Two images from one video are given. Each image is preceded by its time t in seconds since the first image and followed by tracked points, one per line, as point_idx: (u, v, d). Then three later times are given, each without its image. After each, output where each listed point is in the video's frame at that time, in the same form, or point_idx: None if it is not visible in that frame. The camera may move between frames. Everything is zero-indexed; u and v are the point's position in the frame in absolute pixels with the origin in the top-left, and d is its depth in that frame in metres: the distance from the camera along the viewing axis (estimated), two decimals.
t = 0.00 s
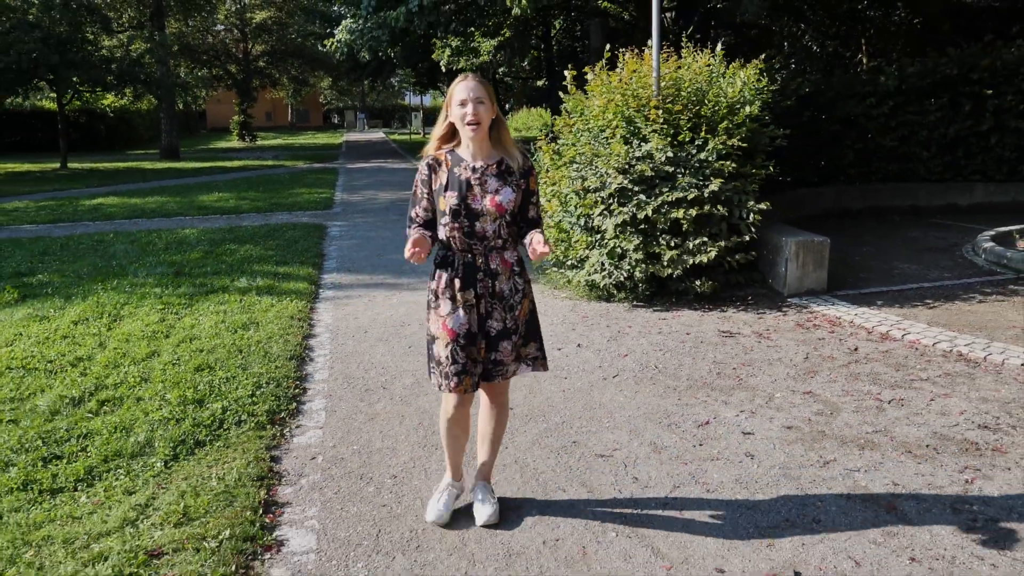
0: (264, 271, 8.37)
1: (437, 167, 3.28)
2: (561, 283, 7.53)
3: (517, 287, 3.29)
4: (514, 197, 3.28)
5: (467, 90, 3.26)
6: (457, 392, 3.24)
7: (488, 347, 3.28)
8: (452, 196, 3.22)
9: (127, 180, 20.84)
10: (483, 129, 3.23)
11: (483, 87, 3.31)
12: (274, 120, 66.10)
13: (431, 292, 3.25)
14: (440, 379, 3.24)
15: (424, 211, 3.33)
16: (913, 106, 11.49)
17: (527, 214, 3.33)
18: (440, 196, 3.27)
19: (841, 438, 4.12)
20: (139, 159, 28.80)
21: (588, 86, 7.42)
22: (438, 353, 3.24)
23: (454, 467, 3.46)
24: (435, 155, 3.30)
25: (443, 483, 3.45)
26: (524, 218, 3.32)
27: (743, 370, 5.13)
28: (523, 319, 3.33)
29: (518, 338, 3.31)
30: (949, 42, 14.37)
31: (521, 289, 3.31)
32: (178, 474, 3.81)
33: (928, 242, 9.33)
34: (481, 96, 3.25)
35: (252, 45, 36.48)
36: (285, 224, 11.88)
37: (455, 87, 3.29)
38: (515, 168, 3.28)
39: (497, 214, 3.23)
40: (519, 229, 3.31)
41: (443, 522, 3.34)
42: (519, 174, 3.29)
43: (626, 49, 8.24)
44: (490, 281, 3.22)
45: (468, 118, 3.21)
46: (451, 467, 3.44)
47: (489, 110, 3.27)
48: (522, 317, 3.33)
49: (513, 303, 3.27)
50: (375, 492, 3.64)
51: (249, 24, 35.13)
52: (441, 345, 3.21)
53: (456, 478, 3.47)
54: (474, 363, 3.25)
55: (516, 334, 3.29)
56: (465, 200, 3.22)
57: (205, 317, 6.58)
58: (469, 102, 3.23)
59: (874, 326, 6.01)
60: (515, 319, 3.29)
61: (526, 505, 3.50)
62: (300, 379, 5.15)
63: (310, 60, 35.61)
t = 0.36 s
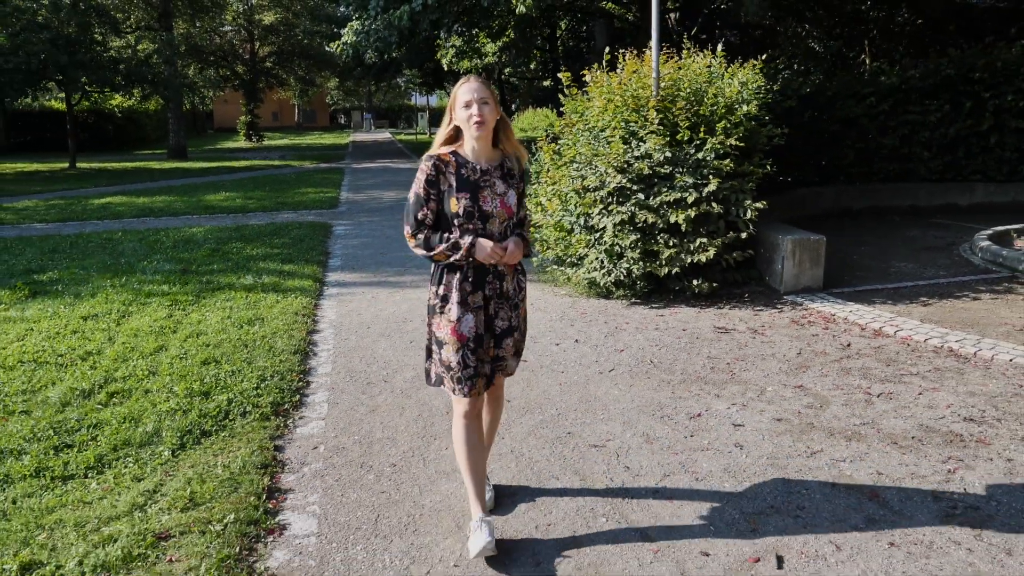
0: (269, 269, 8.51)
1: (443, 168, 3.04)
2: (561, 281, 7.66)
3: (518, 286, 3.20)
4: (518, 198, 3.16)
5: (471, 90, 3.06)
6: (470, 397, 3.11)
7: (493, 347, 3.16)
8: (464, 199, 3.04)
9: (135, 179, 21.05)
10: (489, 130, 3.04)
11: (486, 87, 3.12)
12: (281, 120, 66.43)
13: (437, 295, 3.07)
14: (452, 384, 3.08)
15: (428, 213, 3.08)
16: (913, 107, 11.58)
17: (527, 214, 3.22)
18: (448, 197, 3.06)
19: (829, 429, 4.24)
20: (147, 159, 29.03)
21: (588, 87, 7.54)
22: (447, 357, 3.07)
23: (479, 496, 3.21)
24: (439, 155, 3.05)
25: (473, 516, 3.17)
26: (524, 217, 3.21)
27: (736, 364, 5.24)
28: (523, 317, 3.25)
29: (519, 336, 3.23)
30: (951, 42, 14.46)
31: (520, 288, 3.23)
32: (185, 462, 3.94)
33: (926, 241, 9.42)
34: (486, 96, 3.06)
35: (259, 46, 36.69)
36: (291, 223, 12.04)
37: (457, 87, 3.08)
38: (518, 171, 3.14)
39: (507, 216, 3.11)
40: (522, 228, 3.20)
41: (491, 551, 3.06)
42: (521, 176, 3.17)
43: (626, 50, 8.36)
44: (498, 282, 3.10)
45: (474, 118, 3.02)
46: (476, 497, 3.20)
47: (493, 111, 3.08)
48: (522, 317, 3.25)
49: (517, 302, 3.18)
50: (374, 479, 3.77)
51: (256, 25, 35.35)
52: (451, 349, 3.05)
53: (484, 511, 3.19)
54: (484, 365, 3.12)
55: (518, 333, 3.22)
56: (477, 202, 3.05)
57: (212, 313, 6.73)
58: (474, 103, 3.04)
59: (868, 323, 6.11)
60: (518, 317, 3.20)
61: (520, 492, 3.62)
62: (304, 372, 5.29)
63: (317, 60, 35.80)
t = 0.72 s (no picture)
0: (274, 267, 8.64)
1: (437, 168, 3.09)
2: (561, 278, 7.78)
3: (514, 286, 3.27)
4: (513, 197, 3.24)
5: (457, 87, 3.13)
6: (468, 396, 3.17)
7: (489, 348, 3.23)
8: (460, 200, 3.11)
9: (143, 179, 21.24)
10: (480, 125, 3.10)
11: (473, 83, 3.19)
12: (288, 120, 66.71)
13: (435, 297, 3.12)
14: (450, 384, 3.15)
15: (424, 216, 3.13)
16: (914, 107, 11.66)
17: (521, 213, 3.29)
18: (444, 199, 3.12)
19: (818, 421, 4.34)
20: (155, 159, 29.25)
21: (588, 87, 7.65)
22: (445, 357, 3.13)
23: (479, 491, 3.26)
24: (431, 155, 3.10)
25: (471, 512, 3.24)
26: (518, 216, 3.28)
27: (730, 359, 5.35)
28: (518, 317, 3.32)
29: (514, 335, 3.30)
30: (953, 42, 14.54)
31: (517, 289, 3.30)
32: (191, 451, 4.08)
33: (925, 240, 9.50)
34: (473, 91, 3.13)
35: (266, 47, 36.89)
36: (297, 222, 12.18)
37: (444, 86, 3.15)
38: (511, 168, 3.22)
39: (502, 215, 3.19)
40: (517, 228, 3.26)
41: (485, 551, 3.13)
42: (514, 174, 3.24)
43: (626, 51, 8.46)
44: (495, 283, 3.17)
45: (464, 113, 3.08)
46: (475, 493, 3.26)
47: (483, 106, 3.14)
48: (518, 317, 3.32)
49: (513, 302, 3.25)
50: (374, 467, 3.89)
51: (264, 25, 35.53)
52: (449, 350, 3.11)
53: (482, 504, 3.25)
54: (480, 365, 3.19)
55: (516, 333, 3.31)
56: (473, 203, 3.13)
57: (218, 309, 6.86)
58: (462, 99, 3.10)
59: (862, 319, 6.21)
60: (513, 317, 3.28)
61: (515, 481, 3.74)
62: (307, 366, 5.41)
63: (323, 60, 35.97)
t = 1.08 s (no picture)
0: (281, 264, 8.77)
1: (425, 172, 3.22)
2: (564, 276, 7.89)
3: (515, 287, 3.28)
4: (507, 195, 3.24)
5: (443, 87, 3.20)
6: (462, 394, 3.24)
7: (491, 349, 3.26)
8: (446, 201, 3.19)
9: (153, 178, 21.46)
10: (466, 125, 3.17)
11: (459, 81, 3.24)
12: (296, 121, 66.94)
13: (431, 298, 3.21)
14: (445, 383, 3.22)
15: (414, 219, 3.26)
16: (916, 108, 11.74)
17: (519, 212, 3.30)
18: (432, 201, 3.22)
19: (811, 414, 4.44)
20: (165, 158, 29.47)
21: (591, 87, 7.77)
22: (442, 357, 3.21)
23: (478, 477, 3.39)
24: (420, 159, 3.22)
25: (471, 497, 3.37)
26: (516, 215, 3.29)
27: (727, 354, 5.45)
28: (524, 320, 3.31)
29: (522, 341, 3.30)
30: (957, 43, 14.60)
31: (520, 291, 3.30)
32: (200, 440, 4.21)
33: (925, 239, 9.57)
34: (458, 91, 3.19)
35: (275, 47, 37.06)
36: (305, 221, 12.30)
37: (430, 87, 3.23)
38: (504, 164, 3.23)
39: (493, 215, 3.21)
40: (514, 227, 3.27)
41: (482, 536, 3.25)
42: (508, 171, 3.24)
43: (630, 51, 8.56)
44: (490, 284, 3.20)
45: (449, 115, 3.15)
46: (473, 479, 3.38)
47: (469, 105, 3.20)
48: (523, 320, 3.32)
49: (514, 304, 3.25)
50: (377, 456, 4.01)
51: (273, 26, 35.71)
52: (445, 350, 3.18)
53: (480, 490, 3.37)
54: (478, 366, 3.24)
55: (521, 338, 3.28)
56: (460, 204, 3.20)
57: (226, 305, 7.00)
58: (447, 99, 3.17)
59: (859, 316, 6.30)
60: (518, 320, 3.28)
61: (514, 470, 3.85)
62: (313, 360, 5.54)
63: (331, 61, 36.12)
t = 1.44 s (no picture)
0: (290, 262, 8.91)
1: (427, 170, 3.35)
2: (568, 273, 8.01)
3: (521, 286, 3.27)
4: (507, 195, 3.29)
5: (448, 88, 3.27)
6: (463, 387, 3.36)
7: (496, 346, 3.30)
8: (443, 201, 3.30)
9: (164, 178, 21.65)
10: (468, 127, 3.25)
11: (465, 83, 3.31)
12: (306, 121, 67.19)
13: (434, 295, 3.33)
14: (447, 376, 3.35)
15: (418, 216, 3.40)
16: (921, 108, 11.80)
17: (521, 211, 3.33)
18: (431, 201, 3.35)
19: (807, 407, 4.54)
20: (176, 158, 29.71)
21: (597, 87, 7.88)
22: (445, 352, 3.33)
23: (480, 466, 3.50)
24: (424, 158, 3.36)
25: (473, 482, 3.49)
26: (519, 214, 3.33)
27: (727, 350, 5.56)
28: (533, 318, 3.29)
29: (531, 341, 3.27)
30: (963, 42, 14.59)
31: (527, 289, 3.29)
32: (212, 430, 4.34)
33: (928, 238, 9.64)
34: (463, 93, 3.26)
35: (285, 47, 37.25)
36: (313, 220, 12.43)
37: (435, 87, 3.31)
38: (506, 166, 3.29)
39: (490, 215, 3.27)
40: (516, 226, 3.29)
41: (483, 522, 3.36)
42: (509, 171, 3.30)
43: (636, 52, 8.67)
44: (490, 283, 3.24)
45: (452, 116, 3.23)
46: (475, 466, 3.49)
47: (473, 107, 3.27)
48: (532, 318, 3.29)
49: (518, 302, 3.25)
50: (383, 446, 4.14)
51: (283, 26, 35.91)
52: (447, 345, 3.30)
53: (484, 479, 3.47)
54: (480, 360, 3.33)
55: (524, 338, 3.23)
56: (456, 204, 3.30)
57: (236, 301, 7.15)
58: (450, 101, 3.25)
59: (858, 314, 6.39)
60: (524, 319, 3.25)
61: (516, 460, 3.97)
62: (322, 354, 5.67)
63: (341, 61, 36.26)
